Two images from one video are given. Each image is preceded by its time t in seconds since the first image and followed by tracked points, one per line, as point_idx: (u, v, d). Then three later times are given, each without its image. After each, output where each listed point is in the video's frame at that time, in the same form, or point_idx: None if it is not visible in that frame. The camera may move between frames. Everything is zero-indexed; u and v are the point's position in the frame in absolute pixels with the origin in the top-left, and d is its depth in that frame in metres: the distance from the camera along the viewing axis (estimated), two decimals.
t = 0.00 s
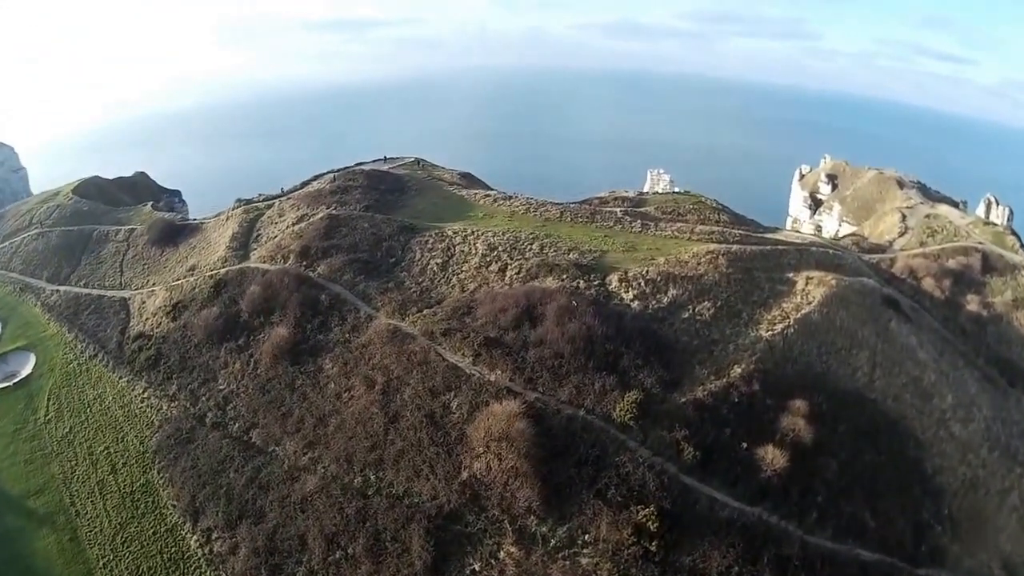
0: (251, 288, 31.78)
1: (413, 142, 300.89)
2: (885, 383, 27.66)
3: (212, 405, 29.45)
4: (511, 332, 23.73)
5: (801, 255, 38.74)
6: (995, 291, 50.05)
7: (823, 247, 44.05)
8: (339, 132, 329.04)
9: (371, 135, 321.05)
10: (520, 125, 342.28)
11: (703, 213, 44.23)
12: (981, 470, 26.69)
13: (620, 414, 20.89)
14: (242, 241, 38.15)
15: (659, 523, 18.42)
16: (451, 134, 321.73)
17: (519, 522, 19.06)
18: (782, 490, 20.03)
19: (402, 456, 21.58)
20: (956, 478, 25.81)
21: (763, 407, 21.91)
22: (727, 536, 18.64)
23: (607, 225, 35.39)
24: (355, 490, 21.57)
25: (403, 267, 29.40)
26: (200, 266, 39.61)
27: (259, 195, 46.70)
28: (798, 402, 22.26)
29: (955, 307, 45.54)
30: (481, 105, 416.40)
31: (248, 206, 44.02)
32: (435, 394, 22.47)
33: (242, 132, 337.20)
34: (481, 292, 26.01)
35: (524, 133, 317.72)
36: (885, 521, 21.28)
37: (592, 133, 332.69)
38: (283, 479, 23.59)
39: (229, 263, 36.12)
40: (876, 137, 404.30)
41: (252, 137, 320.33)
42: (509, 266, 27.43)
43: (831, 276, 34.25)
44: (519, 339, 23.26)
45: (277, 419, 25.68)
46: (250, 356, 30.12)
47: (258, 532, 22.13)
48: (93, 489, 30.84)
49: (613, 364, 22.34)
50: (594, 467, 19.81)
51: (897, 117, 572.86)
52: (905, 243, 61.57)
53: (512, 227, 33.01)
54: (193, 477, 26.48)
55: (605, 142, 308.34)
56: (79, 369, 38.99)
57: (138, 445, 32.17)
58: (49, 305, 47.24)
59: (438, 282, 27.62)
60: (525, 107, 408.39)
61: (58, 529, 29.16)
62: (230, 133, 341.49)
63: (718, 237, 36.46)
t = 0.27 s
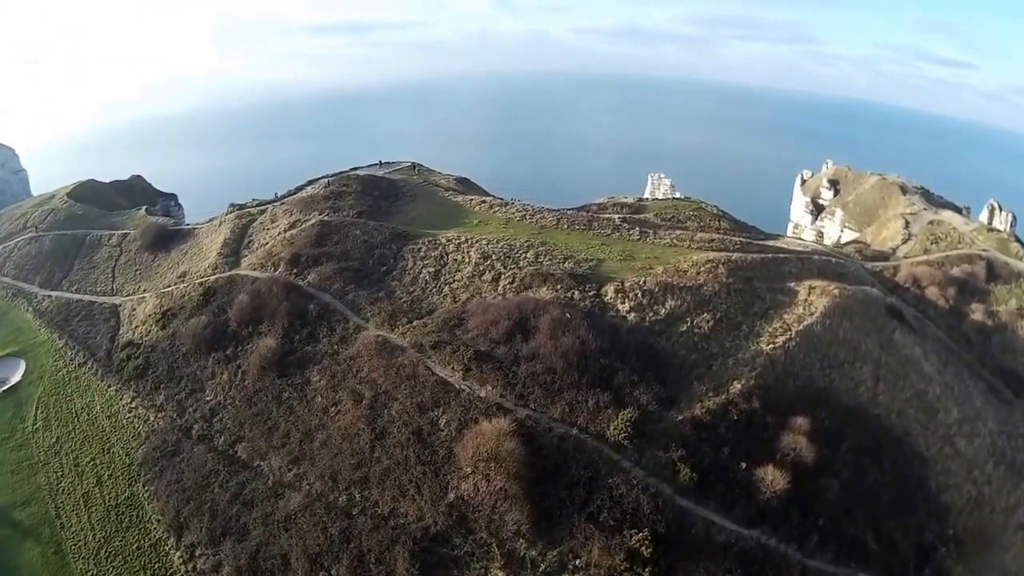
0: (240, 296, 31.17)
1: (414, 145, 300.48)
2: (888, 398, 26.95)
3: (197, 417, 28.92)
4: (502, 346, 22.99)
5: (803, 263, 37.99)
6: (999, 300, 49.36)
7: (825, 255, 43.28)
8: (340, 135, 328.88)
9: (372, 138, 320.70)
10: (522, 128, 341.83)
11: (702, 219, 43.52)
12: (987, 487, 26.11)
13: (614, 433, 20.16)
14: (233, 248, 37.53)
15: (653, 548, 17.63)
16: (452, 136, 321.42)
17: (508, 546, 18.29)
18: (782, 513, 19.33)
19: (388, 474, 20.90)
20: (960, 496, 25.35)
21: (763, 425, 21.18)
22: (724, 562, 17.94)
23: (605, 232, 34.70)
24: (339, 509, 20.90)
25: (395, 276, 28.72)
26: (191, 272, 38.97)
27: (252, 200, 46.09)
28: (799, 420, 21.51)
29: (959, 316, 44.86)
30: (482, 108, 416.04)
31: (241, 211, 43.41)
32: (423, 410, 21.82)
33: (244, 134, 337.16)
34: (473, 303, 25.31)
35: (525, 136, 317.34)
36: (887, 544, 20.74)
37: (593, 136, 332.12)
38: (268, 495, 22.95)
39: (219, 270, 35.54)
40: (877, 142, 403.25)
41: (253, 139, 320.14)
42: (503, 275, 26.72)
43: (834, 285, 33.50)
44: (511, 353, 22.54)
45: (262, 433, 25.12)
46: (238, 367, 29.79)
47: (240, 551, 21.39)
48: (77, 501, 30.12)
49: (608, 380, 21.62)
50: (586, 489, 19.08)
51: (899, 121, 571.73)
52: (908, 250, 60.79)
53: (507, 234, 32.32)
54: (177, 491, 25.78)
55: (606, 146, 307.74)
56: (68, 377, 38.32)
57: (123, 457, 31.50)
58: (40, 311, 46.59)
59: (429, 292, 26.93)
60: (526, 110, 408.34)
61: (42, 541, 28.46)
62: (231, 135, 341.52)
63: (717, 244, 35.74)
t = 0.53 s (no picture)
0: (228, 305, 30.58)
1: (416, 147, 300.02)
2: (893, 414, 26.21)
3: (183, 429, 28.64)
4: (494, 360, 22.24)
5: (805, 270, 37.20)
6: (1005, 308, 48.59)
7: (828, 263, 42.46)
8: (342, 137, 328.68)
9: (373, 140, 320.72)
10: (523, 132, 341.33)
11: (702, 226, 42.79)
12: (994, 506, 25.39)
13: (608, 453, 19.40)
14: (224, 254, 36.91)
15: None
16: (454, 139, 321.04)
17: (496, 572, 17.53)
18: (783, 538, 18.66)
19: (374, 494, 20.27)
20: (967, 516, 24.64)
21: (764, 444, 20.42)
22: None
23: (602, 240, 33.95)
24: (323, 530, 20.32)
25: (385, 285, 28.03)
26: (181, 279, 38.30)
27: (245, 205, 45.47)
28: (802, 439, 20.73)
29: (964, 326, 44.10)
30: (484, 111, 415.63)
31: (233, 216, 42.76)
32: (411, 427, 21.17)
33: (245, 136, 337.11)
34: (465, 314, 24.59)
35: (527, 139, 316.94)
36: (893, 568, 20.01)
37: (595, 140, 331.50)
38: (251, 512, 22.42)
39: (209, 277, 35.04)
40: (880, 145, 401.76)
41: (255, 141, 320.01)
42: (496, 285, 26.00)
43: (837, 295, 32.71)
44: (502, 367, 21.82)
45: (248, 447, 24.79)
46: (224, 378, 29.48)
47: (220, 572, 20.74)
48: (61, 514, 29.40)
49: (602, 397, 20.88)
50: (578, 512, 18.34)
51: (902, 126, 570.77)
52: (911, 257, 59.95)
53: (502, 242, 31.59)
54: (161, 507, 25.07)
55: (607, 149, 307.12)
56: (56, 385, 37.63)
57: (108, 470, 30.79)
58: (31, 317, 45.89)
59: (420, 302, 26.24)
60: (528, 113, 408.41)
61: (27, 553, 27.78)
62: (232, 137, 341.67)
63: (717, 252, 34.96)
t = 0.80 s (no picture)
0: (216, 315, 30.07)
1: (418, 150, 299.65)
2: (898, 430, 25.46)
3: (169, 442, 28.60)
4: (485, 375, 21.54)
5: (807, 280, 36.46)
6: (1010, 317, 47.75)
7: (831, 271, 41.67)
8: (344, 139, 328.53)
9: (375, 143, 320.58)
10: (525, 135, 340.90)
11: (703, 233, 42.06)
12: (1002, 526, 24.60)
13: (602, 474, 18.69)
14: (214, 261, 36.33)
15: None
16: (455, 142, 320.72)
17: None
18: (782, 564, 17.97)
19: (359, 515, 19.72)
20: (974, 536, 23.85)
21: (764, 464, 19.73)
22: None
23: (600, 248, 33.20)
24: (306, 549, 19.97)
25: (376, 295, 27.38)
26: (171, 286, 37.68)
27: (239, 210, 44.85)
28: (805, 458, 20.00)
29: (969, 336, 43.30)
30: (486, 114, 415.34)
31: (226, 222, 42.14)
32: (398, 445, 20.53)
33: (247, 138, 337.04)
34: (456, 326, 23.89)
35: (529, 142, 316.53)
36: None
37: (597, 143, 330.97)
38: (233, 529, 22.35)
39: (199, 285, 34.75)
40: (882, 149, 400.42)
41: (257, 143, 319.90)
42: (489, 295, 25.30)
43: (840, 305, 31.95)
44: (493, 384, 21.15)
45: (232, 462, 24.69)
46: (210, 391, 29.57)
47: None
48: (46, 527, 28.72)
49: (597, 415, 20.16)
50: (569, 537, 17.64)
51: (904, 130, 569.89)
52: (914, 265, 59.09)
53: (497, 250, 30.88)
54: (144, 523, 24.30)
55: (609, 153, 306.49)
56: (45, 393, 36.93)
57: (93, 481, 30.05)
58: (22, 323, 45.20)
59: (411, 313, 25.57)
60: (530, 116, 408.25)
61: (11, 567, 27.25)
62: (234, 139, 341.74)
63: (717, 261, 34.25)
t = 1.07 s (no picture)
0: (203, 324, 29.45)
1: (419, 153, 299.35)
2: (903, 447, 24.65)
3: (154, 455, 28.52)
4: (475, 392, 20.79)
5: (810, 289, 35.64)
6: (1017, 327, 46.87)
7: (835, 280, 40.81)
8: (345, 142, 328.74)
9: (376, 146, 320.38)
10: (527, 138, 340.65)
11: (704, 240, 41.27)
12: (1010, 547, 23.77)
13: (595, 499, 18.05)
14: (205, 268, 35.68)
15: None
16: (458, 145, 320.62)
17: None
18: None
19: (343, 536, 19.15)
20: (981, 558, 23.04)
21: (766, 486, 18.94)
22: None
23: (598, 256, 32.33)
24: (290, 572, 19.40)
25: (367, 305, 26.68)
26: (161, 293, 37.01)
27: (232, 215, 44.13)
28: (807, 480, 19.21)
29: (974, 347, 42.46)
30: (488, 117, 415.10)
31: (218, 227, 41.44)
32: (385, 465, 19.95)
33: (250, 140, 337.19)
34: (448, 339, 23.16)
35: (530, 145, 316.15)
36: None
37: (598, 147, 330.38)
38: (216, 549, 21.68)
39: (188, 293, 34.07)
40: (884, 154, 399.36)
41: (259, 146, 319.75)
42: (482, 307, 24.54)
43: (844, 316, 31.13)
44: (483, 401, 20.44)
45: (216, 479, 23.98)
46: (196, 402, 29.02)
47: None
48: (31, 541, 28.07)
49: (591, 435, 19.41)
50: (558, 564, 17.15)
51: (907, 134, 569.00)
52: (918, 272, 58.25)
53: (492, 258, 30.10)
54: (127, 539, 23.49)
55: (610, 156, 305.98)
56: (33, 402, 36.14)
57: (79, 494, 29.32)
58: (12, 329, 44.35)
59: (402, 325, 24.88)
60: (531, 119, 408.01)
61: None
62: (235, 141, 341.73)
63: (719, 270, 33.44)
